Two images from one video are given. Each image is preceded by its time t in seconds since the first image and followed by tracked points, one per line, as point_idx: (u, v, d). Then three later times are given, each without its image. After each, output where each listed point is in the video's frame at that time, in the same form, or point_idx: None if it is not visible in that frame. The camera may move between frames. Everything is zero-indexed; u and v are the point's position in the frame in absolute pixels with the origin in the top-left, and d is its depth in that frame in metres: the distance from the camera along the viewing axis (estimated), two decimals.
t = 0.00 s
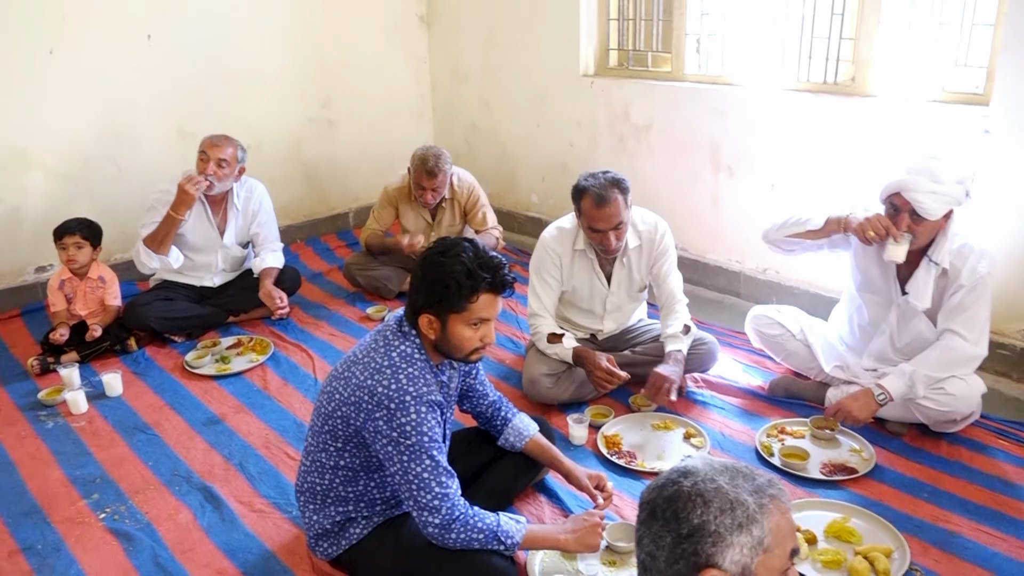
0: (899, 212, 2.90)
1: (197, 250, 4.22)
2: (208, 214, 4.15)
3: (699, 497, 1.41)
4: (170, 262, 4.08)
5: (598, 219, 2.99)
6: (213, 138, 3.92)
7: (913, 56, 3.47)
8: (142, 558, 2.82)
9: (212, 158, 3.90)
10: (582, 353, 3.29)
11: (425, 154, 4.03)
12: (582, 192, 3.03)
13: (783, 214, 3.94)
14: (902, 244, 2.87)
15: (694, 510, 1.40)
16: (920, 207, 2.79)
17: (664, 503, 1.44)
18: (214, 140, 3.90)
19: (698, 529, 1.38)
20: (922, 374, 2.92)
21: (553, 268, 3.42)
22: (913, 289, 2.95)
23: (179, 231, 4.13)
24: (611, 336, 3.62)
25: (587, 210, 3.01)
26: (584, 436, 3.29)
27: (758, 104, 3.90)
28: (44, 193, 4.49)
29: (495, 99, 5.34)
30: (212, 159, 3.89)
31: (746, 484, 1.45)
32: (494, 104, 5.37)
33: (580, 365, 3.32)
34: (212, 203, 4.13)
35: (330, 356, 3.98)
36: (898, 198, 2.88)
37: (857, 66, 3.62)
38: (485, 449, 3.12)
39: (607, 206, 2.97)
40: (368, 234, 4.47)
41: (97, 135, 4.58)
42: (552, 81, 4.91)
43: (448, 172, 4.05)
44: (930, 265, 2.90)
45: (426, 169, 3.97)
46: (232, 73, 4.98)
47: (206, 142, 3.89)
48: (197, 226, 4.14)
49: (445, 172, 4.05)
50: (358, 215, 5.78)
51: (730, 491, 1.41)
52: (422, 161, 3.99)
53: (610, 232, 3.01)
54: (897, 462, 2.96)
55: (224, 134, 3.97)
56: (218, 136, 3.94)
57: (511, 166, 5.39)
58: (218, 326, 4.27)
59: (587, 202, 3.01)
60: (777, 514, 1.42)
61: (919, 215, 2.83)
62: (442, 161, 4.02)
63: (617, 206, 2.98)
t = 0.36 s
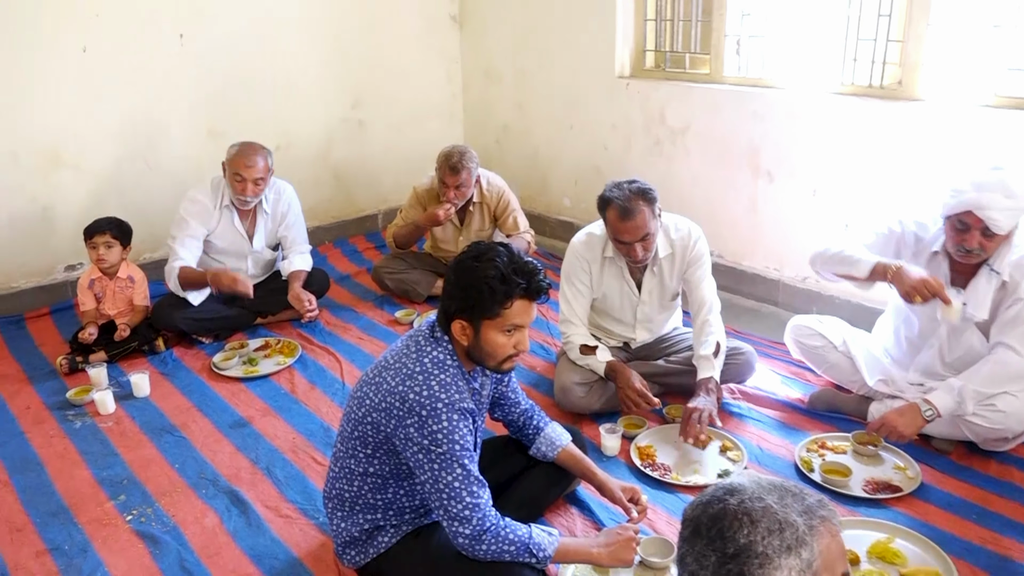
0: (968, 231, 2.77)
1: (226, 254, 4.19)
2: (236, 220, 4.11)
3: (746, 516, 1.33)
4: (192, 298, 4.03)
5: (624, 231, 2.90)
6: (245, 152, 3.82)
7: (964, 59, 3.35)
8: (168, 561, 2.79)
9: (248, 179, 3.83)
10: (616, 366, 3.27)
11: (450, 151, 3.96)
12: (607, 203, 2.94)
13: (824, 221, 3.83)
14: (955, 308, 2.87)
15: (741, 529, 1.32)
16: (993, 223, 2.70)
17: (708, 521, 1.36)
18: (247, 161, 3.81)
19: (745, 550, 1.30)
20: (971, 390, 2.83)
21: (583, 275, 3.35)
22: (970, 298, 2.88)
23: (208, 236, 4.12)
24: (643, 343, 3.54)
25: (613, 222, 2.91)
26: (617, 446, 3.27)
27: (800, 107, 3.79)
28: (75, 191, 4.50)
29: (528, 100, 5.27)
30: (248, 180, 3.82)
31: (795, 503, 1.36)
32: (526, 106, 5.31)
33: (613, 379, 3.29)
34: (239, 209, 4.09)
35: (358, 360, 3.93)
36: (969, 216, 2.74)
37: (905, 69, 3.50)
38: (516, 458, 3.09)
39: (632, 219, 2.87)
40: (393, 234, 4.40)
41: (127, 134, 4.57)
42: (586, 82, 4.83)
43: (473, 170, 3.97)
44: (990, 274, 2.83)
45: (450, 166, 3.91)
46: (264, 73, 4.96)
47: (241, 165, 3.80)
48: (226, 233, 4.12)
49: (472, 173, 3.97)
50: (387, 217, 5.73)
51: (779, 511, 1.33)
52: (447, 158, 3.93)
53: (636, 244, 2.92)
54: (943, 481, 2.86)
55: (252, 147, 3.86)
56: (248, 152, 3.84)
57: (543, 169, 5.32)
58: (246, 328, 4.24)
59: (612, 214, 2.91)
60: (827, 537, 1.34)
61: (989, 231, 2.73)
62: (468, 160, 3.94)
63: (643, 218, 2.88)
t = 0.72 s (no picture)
0: None
1: (254, 257, 4.10)
2: (266, 223, 4.02)
3: (797, 538, 1.24)
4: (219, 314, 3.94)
5: (663, 239, 2.78)
6: (278, 160, 3.72)
7: None
8: (191, 568, 2.73)
9: (285, 187, 3.74)
10: (652, 376, 3.12)
11: (483, 152, 3.86)
12: (644, 210, 2.82)
13: (871, 229, 3.69)
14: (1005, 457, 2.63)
15: (791, 552, 1.23)
16: None
17: (756, 542, 1.28)
18: (281, 169, 3.71)
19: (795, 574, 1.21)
20: None
21: (617, 282, 3.24)
22: None
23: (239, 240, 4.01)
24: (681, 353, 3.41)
25: (650, 229, 2.80)
26: (653, 460, 3.22)
27: (848, 110, 3.65)
28: (103, 190, 4.46)
29: (563, 101, 5.17)
30: (284, 188, 3.73)
31: (851, 526, 1.27)
32: (561, 106, 5.20)
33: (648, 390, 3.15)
34: (270, 213, 3.99)
35: (386, 365, 3.85)
36: None
37: (959, 71, 3.35)
38: (549, 470, 3.00)
39: (671, 226, 2.76)
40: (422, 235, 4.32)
41: (156, 132, 4.53)
42: (623, 83, 4.72)
43: (506, 171, 3.87)
44: None
45: (482, 166, 3.81)
46: (296, 71, 4.90)
47: (275, 173, 3.70)
48: (257, 238, 4.03)
49: (504, 175, 3.88)
50: (417, 219, 5.64)
51: (833, 533, 1.24)
52: (479, 158, 3.83)
53: (675, 252, 2.80)
54: (996, 504, 2.77)
55: (284, 153, 3.75)
56: (281, 158, 3.73)
57: (577, 171, 5.21)
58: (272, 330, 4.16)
59: (649, 221, 2.80)
60: (885, 562, 1.24)
61: None
62: (500, 161, 3.84)
63: (683, 226, 2.77)
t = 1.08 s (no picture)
0: None
1: (281, 258, 4.03)
2: (294, 224, 3.94)
3: (846, 558, 1.21)
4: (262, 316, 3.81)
5: (720, 245, 2.67)
6: (307, 160, 3.63)
7: None
8: None
9: (315, 188, 3.66)
10: (689, 387, 3.07)
11: (514, 149, 3.76)
12: (703, 213, 2.71)
13: (920, 235, 3.55)
14: None
15: (839, 571, 1.20)
16: None
17: (803, 561, 1.25)
18: (312, 169, 3.63)
19: None
20: None
21: (658, 286, 3.15)
22: None
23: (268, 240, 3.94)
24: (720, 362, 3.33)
25: (708, 234, 2.69)
26: (689, 472, 3.10)
27: (896, 109, 3.51)
28: (129, 188, 4.41)
29: (596, 99, 5.05)
30: (314, 189, 3.65)
31: (902, 547, 1.23)
32: (595, 104, 5.08)
33: (687, 400, 3.11)
34: (298, 214, 3.91)
35: (413, 370, 3.76)
36: None
37: (1015, 70, 3.20)
38: (582, 480, 2.89)
39: (731, 233, 2.65)
40: (455, 244, 4.21)
41: (181, 129, 4.47)
42: (659, 81, 4.60)
43: (537, 170, 3.76)
44: None
45: (513, 164, 3.71)
46: (324, 67, 4.82)
47: (305, 174, 3.62)
48: (285, 239, 3.95)
49: (537, 174, 3.77)
50: (445, 220, 5.54)
51: (883, 554, 1.20)
52: (510, 156, 3.73)
53: (732, 259, 2.69)
54: None
55: (313, 153, 3.67)
56: (311, 158, 3.65)
57: (611, 172, 5.09)
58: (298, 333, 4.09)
59: (708, 225, 2.69)
60: None
61: None
62: (534, 159, 3.74)
63: (743, 233, 2.66)
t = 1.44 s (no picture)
0: None
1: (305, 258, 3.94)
2: (320, 223, 3.86)
3: None
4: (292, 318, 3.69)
5: (772, 257, 2.69)
6: (336, 157, 3.55)
7: None
8: None
9: (343, 186, 3.58)
10: (724, 396, 2.98)
11: (540, 149, 3.65)
12: (755, 222, 2.72)
13: (968, 237, 3.41)
14: None
15: None
16: None
17: None
18: (340, 166, 3.54)
19: None
20: None
21: (693, 291, 3.09)
22: None
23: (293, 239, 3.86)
24: (756, 370, 3.23)
25: (760, 245, 2.70)
26: (723, 482, 2.99)
27: (942, 106, 3.37)
28: (149, 185, 4.35)
29: (627, 94, 4.94)
30: (343, 187, 3.57)
31: None
32: (626, 100, 4.96)
33: (722, 409, 3.00)
34: (324, 212, 3.83)
35: (436, 373, 3.67)
36: None
37: None
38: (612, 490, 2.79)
39: (784, 246, 2.67)
40: (480, 245, 4.12)
41: (203, 125, 4.40)
42: (693, 76, 4.48)
43: (565, 171, 3.65)
44: None
45: (539, 164, 3.60)
46: (350, 62, 4.74)
47: (334, 171, 3.53)
48: (310, 238, 3.87)
49: (565, 174, 3.67)
50: (471, 219, 5.44)
51: None
52: (536, 155, 3.63)
53: (781, 271, 2.72)
54: None
55: (342, 150, 3.59)
56: (339, 156, 3.57)
57: (642, 170, 4.97)
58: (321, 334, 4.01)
59: (761, 235, 2.69)
60: None
61: None
62: (561, 159, 3.63)
63: (796, 246, 2.69)
